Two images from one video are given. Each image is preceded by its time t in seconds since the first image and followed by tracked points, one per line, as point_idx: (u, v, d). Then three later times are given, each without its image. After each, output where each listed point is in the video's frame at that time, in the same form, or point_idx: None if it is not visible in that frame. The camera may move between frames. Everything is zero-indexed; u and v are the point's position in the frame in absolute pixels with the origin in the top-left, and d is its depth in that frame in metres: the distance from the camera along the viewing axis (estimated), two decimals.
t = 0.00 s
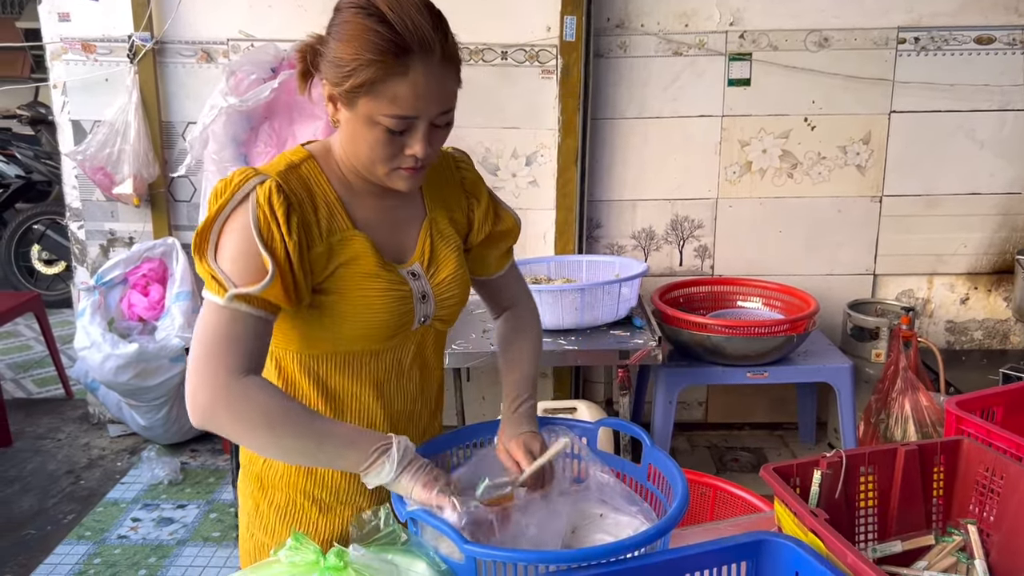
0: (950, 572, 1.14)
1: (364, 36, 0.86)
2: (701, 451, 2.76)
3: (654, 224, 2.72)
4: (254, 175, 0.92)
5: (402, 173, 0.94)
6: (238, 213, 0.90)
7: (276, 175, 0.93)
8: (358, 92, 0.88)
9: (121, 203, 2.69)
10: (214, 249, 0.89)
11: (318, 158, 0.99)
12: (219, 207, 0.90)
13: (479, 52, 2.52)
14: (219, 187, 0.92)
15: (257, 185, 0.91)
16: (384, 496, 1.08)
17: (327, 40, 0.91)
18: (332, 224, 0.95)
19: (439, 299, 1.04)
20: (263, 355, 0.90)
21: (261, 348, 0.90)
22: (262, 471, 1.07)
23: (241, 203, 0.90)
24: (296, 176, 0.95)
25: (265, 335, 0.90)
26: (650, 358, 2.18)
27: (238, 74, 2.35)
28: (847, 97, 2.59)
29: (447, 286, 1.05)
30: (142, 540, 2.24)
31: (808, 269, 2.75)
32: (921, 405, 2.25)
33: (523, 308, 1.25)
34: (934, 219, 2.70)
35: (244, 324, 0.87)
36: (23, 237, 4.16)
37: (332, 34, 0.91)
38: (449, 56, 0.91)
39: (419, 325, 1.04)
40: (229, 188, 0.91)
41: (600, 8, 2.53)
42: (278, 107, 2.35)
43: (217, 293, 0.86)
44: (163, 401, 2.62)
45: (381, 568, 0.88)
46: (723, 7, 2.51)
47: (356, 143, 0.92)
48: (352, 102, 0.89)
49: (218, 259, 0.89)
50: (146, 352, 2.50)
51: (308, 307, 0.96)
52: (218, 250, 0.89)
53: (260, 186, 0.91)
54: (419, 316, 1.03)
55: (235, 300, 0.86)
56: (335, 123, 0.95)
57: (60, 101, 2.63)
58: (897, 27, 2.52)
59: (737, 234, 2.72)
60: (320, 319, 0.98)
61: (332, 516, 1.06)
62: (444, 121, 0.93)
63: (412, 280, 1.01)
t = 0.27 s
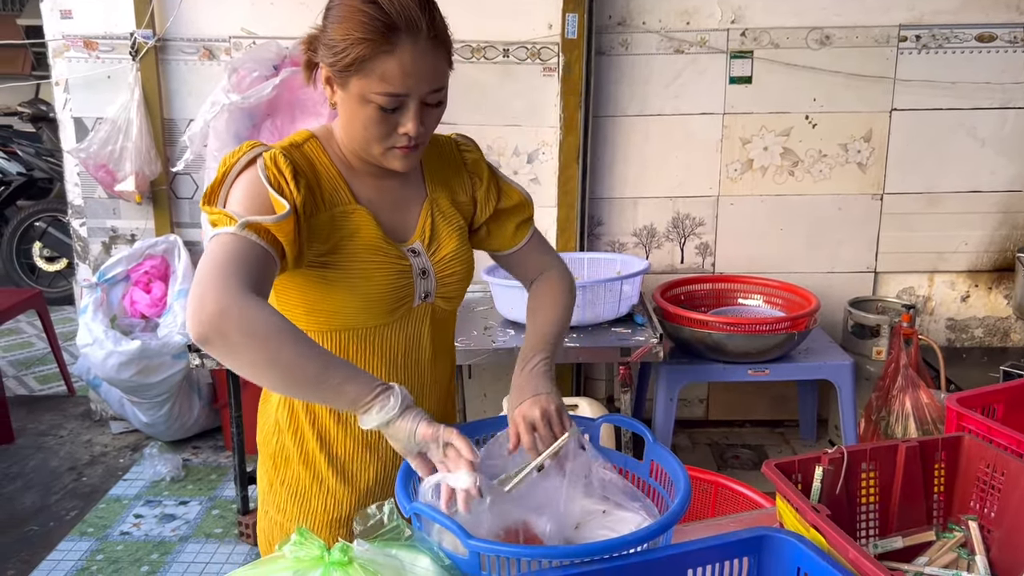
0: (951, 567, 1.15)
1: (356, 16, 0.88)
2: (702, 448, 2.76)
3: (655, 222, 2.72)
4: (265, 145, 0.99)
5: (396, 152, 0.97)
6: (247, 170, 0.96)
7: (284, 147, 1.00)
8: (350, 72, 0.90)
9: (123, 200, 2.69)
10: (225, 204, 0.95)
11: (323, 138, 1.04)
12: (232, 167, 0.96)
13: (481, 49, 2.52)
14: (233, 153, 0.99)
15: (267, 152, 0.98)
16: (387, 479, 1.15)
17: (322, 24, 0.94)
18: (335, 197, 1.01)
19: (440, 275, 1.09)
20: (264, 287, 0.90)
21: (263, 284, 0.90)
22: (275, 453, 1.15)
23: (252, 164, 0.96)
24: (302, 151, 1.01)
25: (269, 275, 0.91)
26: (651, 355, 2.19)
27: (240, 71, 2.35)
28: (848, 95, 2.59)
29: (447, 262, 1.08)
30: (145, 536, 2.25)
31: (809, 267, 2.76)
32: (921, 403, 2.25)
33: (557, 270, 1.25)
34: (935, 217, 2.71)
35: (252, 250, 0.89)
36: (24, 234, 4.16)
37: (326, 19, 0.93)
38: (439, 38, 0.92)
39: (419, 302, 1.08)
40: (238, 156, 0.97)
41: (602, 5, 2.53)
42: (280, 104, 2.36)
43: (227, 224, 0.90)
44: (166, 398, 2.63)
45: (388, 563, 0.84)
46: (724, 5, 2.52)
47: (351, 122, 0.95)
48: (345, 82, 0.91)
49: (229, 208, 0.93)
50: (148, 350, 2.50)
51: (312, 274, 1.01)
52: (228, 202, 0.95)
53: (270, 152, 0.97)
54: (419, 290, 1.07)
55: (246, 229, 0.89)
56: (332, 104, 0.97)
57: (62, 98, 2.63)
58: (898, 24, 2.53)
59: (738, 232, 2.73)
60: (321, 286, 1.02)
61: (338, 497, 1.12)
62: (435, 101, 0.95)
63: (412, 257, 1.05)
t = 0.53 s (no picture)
0: (949, 564, 1.16)
1: (344, 7, 0.89)
2: (702, 446, 2.77)
3: (656, 220, 2.73)
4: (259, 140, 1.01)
5: (388, 140, 0.96)
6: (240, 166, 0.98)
7: (276, 139, 1.01)
8: (338, 61, 0.91)
9: (125, 197, 2.70)
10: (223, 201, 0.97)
11: (321, 131, 1.05)
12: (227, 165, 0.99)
13: (482, 47, 2.53)
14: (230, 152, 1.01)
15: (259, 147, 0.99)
16: (390, 466, 1.13)
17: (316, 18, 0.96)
18: (327, 183, 1.01)
19: (432, 258, 1.06)
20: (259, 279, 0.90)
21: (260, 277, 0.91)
22: (281, 436, 1.16)
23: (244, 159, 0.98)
24: (295, 142, 1.02)
25: (264, 266, 0.92)
26: (651, 353, 2.19)
27: (242, 69, 2.35)
28: (849, 93, 2.59)
29: (440, 245, 1.06)
30: (146, 533, 2.26)
31: (809, 265, 2.76)
32: (921, 400, 2.26)
33: (579, 230, 1.22)
34: (934, 216, 2.71)
35: (244, 243, 0.89)
36: (25, 231, 4.16)
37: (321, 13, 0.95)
38: (425, 22, 0.92)
39: (414, 285, 1.06)
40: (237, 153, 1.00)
41: (603, 4, 2.53)
42: (282, 102, 2.36)
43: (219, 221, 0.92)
44: (167, 395, 2.64)
45: (390, 558, 0.85)
46: (725, 3, 2.52)
47: (342, 112, 0.96)
48: (336, 72, 0.92)
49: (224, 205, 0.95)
50: (150, 346, 2.50)
51: (309, 263, 1.01)
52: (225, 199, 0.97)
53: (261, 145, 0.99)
54: (412, 271, 1.05)
55: (233, 222, 0.89)
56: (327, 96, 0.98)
57: (64, 96, 2.64)
58: (898, 23, 2.53)
59: (738, 230, 2.73)
60: (319, 275, 1.02)
61: (340, 479, 1.12)
62: (424, 89, 0.95)
63: (404, 240, 1.04)
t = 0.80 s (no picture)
0: (948, 560, 1.16)
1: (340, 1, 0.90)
2: (702, 443, 2.77)
3: (656, 218, 2.73)
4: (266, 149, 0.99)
5: (388, 134, 0.96)
6: (252, 181, 0.97)
7: (283, 147, 0.99)
8: (336, 56, 0.92)
9: (127, 194, 2.70)
10: (242, 222, 0.97)
11: (327, 131, 1.04)
12: (238, 180, 0.97)
13: (483, 44, 2.53)
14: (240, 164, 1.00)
15: (267, 157, 0.98)
16: (391, 454, 1.13)
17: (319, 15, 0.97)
18: (336, 185, 1.00)
19: (439, 257, 1.06)
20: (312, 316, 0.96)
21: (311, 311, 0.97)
22: (283, 424, 1.17)
23: (255, 173, 0.97)
24: (302, 147, 1.01)
25: (311, 300, 0.97)
26: (651, 350, 2.20)
27: (244, 66, 2.35)
28: (850, 91, 2.59)
29: (445, 244, 1.06)
30: (148, 528, 2.26)
31: (810, 263, 2.77)
32: (920, 398, 2.26)
33: (578, 237, 1.23)
34: (935, 214, 2.72)
35: (285, 288, 0.94)
36: (27, 228, 4.17)
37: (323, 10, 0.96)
38: (418, 12, 0.92)
39: (420, 283, 1.06)
40: (248, 162, 0.98)
41: (604, 1, 2.54)
42: (284, 99, 2.36)
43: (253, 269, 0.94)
44: (169, 391, 2.64)
45: (392, 553, 0.85)
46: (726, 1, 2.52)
47: (343, 107, 0.96)
48: (335, 67, 0.93)
49: (248, 232, 0.96)
50: (152, 343, 2.51)
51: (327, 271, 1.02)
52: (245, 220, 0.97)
53: (269, 156, 0.97)
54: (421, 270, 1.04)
55: (271, 269, 0.93)
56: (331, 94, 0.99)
57: (66, 93, 2.64)
58: (899, 21, 2.53)
59: (738, 228, 2.73)
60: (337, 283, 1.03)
61: (340, 464, 1.12)
62: (421, 81, 0.94)
63: (410, 237, 1.03)
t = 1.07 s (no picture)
0: (949, 559, 1.16)
1: None
2: (703, 442, 2.77)
3: (658, 216, 2.73)
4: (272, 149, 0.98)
5: (374, 130, 0.95)
6: (264, 180, 0.95)
7: (290, 146, 0.99)
8: (322, 52, 0.92)
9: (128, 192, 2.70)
10: (254, 222, 0.95)
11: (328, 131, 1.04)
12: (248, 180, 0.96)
13: (485, 43, 2.53)
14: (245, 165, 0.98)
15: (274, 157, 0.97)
16: (386, 448, 1.13)
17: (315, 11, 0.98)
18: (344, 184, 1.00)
19: (443, 255, 1.06)
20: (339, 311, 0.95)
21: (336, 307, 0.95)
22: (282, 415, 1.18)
23: (266, 172, 0.96)
24: (308, 146, 1.00)
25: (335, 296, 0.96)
26: (652, 349, 2.20)
27: (246, 65, 2.35)
28: (852, 90, 2.59)
29: (451, 241, 1.06)
30: (149, 526, 2.27)
31: (811, 262, 2.77)
32: (922, 398, 2.26)
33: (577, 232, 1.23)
34: (937, 213, 2.71)
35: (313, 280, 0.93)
36: (29, 225, 4.18)
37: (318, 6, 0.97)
38: (401, 7, 0.91)
39: (425, 281, 1.06)
40: (254, 162, 0.97)
41: None
42: (285, 96, 2.36)
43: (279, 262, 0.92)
44: (170, 389, 2.65)
45: (392, 551, 0.85)
46: None
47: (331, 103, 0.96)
48: (322, 63, 0.93)
49: (263, 229, 0.94)
50: (153, 341, 2.51)
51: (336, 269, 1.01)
52: (258, 219, 0.95)
53: (278, 156, 0.96)
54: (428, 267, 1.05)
55: (297, 262, 0.92)
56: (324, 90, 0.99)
57: (67, 90, 2.64)
58: (902, 20, 2.53)
59: (739, 227, 2.73)
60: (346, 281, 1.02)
61: (335, 456, 1.12)
62: (405, 78, 0.93)
63: (415, 237, 1.03)
